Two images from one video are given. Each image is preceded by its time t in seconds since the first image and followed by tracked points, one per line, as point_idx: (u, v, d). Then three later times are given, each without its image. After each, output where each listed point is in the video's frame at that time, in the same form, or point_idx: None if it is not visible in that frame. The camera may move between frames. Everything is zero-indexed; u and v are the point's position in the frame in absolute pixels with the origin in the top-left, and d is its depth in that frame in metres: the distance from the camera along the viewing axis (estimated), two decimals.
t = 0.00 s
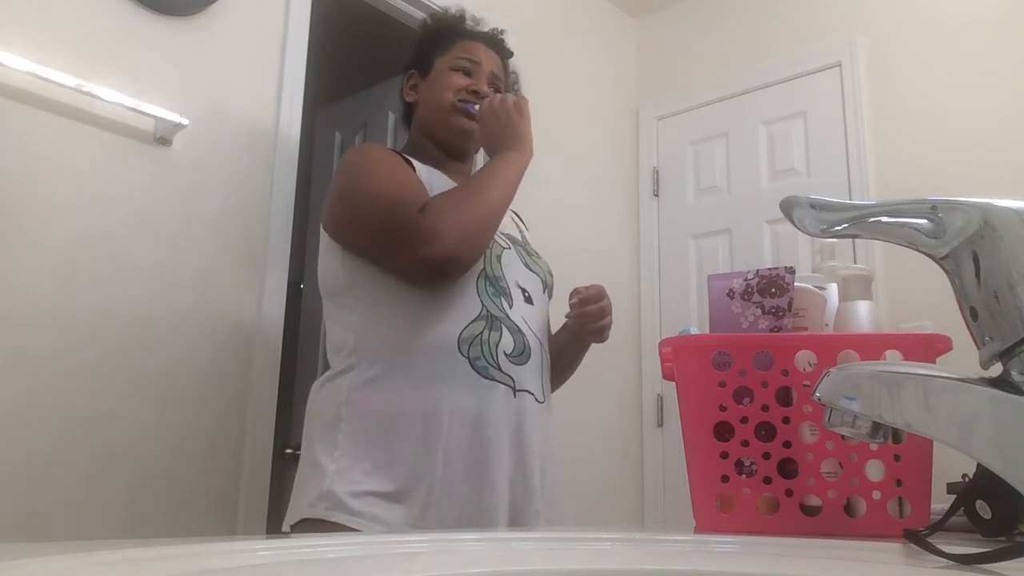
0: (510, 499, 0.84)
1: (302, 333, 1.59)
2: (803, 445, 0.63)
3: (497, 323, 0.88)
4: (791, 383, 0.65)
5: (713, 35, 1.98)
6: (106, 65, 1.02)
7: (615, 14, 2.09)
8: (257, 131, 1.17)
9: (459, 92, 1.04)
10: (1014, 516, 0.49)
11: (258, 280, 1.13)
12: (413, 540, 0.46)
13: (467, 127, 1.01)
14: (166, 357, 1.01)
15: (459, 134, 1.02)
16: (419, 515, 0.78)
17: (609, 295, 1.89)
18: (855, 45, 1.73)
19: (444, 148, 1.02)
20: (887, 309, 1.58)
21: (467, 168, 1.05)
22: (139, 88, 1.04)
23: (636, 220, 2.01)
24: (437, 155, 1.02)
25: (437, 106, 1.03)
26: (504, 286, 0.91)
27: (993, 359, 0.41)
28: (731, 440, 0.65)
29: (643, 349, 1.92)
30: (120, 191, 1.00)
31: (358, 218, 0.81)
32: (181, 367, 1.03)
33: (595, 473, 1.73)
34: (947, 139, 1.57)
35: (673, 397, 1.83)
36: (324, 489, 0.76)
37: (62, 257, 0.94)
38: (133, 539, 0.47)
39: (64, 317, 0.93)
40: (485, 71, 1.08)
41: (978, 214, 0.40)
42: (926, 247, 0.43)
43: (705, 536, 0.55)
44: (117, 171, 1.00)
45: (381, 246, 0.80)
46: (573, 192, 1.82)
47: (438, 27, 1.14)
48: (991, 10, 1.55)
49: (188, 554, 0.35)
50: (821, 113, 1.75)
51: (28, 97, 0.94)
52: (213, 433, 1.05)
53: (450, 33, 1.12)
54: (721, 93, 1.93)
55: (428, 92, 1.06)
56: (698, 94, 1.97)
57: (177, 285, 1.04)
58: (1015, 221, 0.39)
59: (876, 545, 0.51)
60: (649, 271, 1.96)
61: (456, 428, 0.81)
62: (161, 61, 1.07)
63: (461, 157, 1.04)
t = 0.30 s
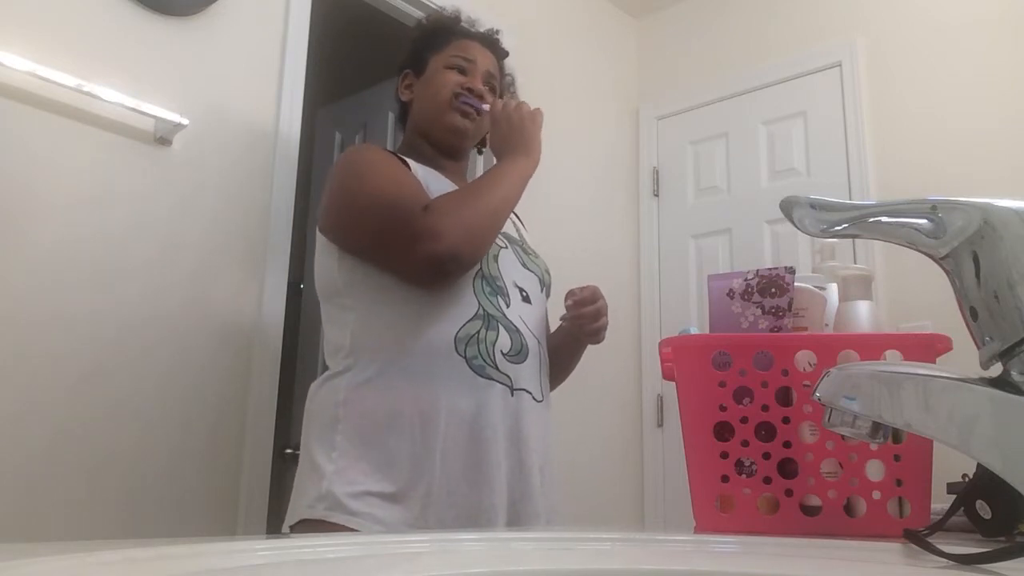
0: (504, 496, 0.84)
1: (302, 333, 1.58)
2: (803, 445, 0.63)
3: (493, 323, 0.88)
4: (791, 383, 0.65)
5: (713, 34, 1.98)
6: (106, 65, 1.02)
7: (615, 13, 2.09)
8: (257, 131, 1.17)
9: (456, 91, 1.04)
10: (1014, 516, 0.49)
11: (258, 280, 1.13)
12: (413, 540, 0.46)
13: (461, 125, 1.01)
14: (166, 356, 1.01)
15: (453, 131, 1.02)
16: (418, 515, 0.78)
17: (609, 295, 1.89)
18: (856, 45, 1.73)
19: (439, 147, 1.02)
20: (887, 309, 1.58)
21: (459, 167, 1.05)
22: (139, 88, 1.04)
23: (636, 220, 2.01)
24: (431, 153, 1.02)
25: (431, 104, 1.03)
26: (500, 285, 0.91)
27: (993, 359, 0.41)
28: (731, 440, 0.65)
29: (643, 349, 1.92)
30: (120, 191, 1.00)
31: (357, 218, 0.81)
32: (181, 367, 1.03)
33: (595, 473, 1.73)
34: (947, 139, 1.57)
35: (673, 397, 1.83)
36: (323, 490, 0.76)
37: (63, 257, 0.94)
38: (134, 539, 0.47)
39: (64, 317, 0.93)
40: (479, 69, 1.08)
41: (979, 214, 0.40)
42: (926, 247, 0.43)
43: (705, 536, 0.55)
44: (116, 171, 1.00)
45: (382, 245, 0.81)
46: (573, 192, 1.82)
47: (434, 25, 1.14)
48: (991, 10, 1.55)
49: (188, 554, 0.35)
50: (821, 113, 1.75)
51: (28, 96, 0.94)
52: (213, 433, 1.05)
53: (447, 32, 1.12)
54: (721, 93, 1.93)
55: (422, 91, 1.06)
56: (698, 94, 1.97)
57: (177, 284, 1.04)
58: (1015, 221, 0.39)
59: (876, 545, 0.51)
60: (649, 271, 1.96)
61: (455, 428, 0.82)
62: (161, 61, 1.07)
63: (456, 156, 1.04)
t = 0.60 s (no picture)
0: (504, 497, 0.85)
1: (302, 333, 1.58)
2: (803, 445, 0.63)
3: (493, 321, 0.88)
4: (791, 383, 0.65)
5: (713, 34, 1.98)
6: (106, 65, 1.02)
7: (615, 14, 2.09)
8: (257, 131, 1.17)
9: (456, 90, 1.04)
10: (1014, 516, 0.49)
11: (258, 279, 1.13)
12: (414, 540, 0.46)
13: (461, 125, 1.02)
14: (167, 356, 1.01)
15: (452, 130, 1.02)
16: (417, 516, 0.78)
17: (609, 295, 1.89)
18: (856, 45, 1.73)
19: (439, 146, 1.02)
20: (887, 309, 1.58)
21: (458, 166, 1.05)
22: (139, 88, 1.04)
23: (636, 220, 2.01)
24: (430, 151, 1.02)
25: (431, 103, 1.03)
26: (501, 283, 0.91)
27: (993, 359, 0.41)
28: (731, 440, 0.65)
29: (643, 349, 1.92)
30: (119, 190, 1.00)
31: (356, 216, 0.81)
32: (182, 367, 1.03)
33: (595, 472, 1.73)
34: (947, 139, 1.57)
35: (673, 397, 1.83)
36: (322, 491, 0.75)
37: (63, 257, 0.94)
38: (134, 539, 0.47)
39: (63, 317, 0.93)
40: (479, 68, 1.08)
41: (978, 214, 0.40)
42: (926, 246, 0.43)
43: (705, 536, 0.55)
44: (116, 171, 1.00)
45: (382, 244, 0.81)
46: (573, 192, 1.82)
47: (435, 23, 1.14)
48: (990, 11, 1.55)
49: (188, 554, 0.35)
50: (821, 113, 1.75)
51: (28, 96, 0.94)
52: (214, 434, 1.05)
53: (445, 32, 1.11)
54: (721, 93, 1.93)
55: (421, 90, 1.06)
56: (698, 94, 1.97)
57: (177, 284, 1.04)
58: (1015, 221, 0.39)
59: (876, 545, 0.51)
60: (649, 271, 1.96)
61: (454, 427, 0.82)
62: (161, 61, 1.07)
63: (455, 155, 1.04)
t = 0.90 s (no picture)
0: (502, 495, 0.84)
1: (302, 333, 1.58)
2: (803, 445, 0.63)
3: (495, 322, 0.88)
4: (791, 383, 0.65)
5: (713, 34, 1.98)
6: (106, 65, 1.02)
7: (615, 14, 2.09)
8: (257, 131, 1.17)
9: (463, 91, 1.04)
10: (1014, 516, 0.49)
11: (258, 279, 1.13)
12: (414, 540, 0.46)
13: (464, 126, 1.02)
14: (166, 356, 1.01)
15: (455, 130, 1.02)
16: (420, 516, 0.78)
17: (609, 295, 1.89)
18: (856, 45, 1.73)
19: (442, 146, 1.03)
20: (887, 309, 1.58)
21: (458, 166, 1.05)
22: (139, 88, 1.04)
23: (636, 220, 2.01)
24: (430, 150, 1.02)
25: (434, 102, 1.03)
26: (501, 284, 0.91)
27: (993, 359, 0.41)
28: (731, 440, 0.65)
29: (643, 349, 1.92)
30: (119, 190, 1.00)
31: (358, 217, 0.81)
32: (182, 367, 1.03)
33: (595, 472, 1.73)
34: (947, 139, 1.57)
35: (673, 397, 1.83)
36: (324, 491, 0.76)
37: (62, 257, 0.94)
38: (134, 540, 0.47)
39: (63, 317, 0.93)
40: (481, 68, 1.08)
41: (979, 214, 0.40)
42: (926, 246, 0.43)
43: (705, 536, 0.55)
44: (116, 171, 1.00)
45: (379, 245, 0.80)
46: (572, 192, 1.82)
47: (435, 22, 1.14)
48: (991, 11, 1.55)
49: (187, 554, 0.35)
50: (821, 113, 1.75)
51: (28, 96, 0.94)
52: (213, 434, 1.05)
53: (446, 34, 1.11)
54: (721, 93, 1.93)
55: (423, 89, 1.06)
56: (698, 94, 1.97)
57: (177, 284, 1.04)
58: (1015, 221, 0.39)
59: (876, 545, 0.51)
60: (649, 271, 1.96)
61: (455, 427, 0.82)
62: (160, 61, 1.07)
63: (455, 155, 1.04)
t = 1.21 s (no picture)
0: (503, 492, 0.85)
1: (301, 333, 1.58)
2: (803, 445, 0.63)
3: (495, 320, 0.87)
4: (791, 383, 0.65)
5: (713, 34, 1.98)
6: (106, 65, 1.02)
7: (615, 13, 2.09)
8: (257, 131, 1.17)
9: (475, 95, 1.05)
10: (1014, 516, 0.49)
11: (258, 279, 1.13)
12: (414, 540, 0.46)
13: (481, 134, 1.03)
14: (166, 356, 1.01)
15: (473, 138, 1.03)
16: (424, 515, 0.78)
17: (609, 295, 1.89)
18: (856, 45, 1.73)
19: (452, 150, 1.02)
20: (887, 309, 1.58)
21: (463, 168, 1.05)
22: (139, 88, 1.04)
23: (636, 220, 2.01)
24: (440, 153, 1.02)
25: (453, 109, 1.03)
26: (500, 281, 0.89)
27: (993, 359, 0.41)
28: (731, 440, 0.65)
29: (643, 349, 1.92)
30: (119, 190, 1.00)
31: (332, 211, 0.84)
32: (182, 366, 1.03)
33: (595, 472, 1.73)
34: (947, 138, 1.57)
35: (673, 397, 1.83)
36: (326, 492, 0.76)
37: (63, 257, 0.94)
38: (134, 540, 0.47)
39: (64, 317, 0.93)
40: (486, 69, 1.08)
41: (979, 214, 0.40)
42: (926, 246, 0.43)
43: (705, 536, 0.55)
44: (115, 171, 1.00)
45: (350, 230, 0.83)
46: (572, 192, 1.82)
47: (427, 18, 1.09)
48: (990, 11, 1.55)
49: (187, 554, 0.35)
50: (821, 113, 1.75)
51: (28, 96, 0.94)
52: (214, 434, 1.05)
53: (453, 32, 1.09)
54: (721, 93, 1.93)
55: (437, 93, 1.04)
56: (698, 94, 1.97)
57: (176, 284, 1.04)
58: (1015, 221, 0.39)
59: (875, 545, 0.51)
60: (649, 271, 1.96)
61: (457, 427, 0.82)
62: (161, 61, 1.07)
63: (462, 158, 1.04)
